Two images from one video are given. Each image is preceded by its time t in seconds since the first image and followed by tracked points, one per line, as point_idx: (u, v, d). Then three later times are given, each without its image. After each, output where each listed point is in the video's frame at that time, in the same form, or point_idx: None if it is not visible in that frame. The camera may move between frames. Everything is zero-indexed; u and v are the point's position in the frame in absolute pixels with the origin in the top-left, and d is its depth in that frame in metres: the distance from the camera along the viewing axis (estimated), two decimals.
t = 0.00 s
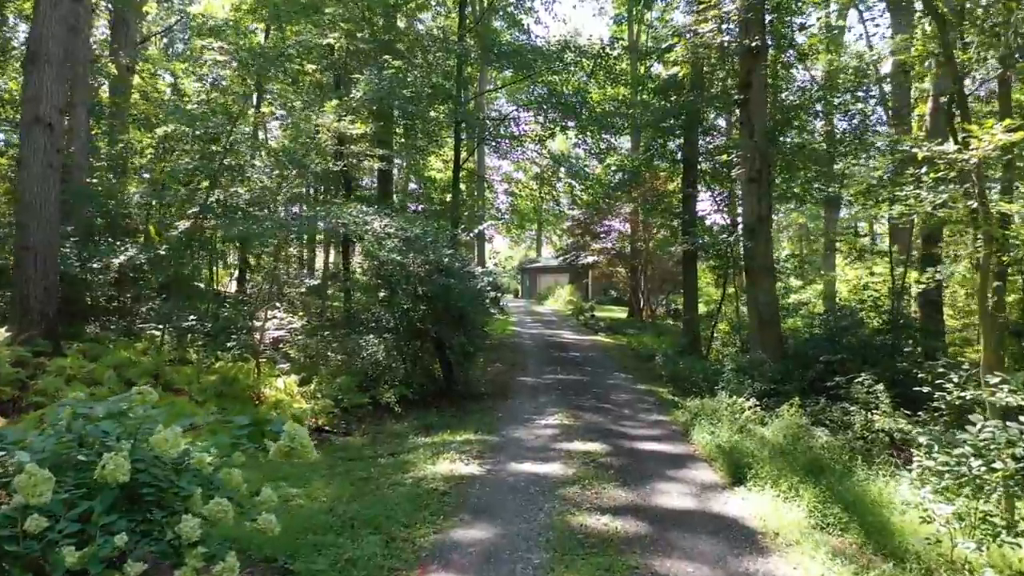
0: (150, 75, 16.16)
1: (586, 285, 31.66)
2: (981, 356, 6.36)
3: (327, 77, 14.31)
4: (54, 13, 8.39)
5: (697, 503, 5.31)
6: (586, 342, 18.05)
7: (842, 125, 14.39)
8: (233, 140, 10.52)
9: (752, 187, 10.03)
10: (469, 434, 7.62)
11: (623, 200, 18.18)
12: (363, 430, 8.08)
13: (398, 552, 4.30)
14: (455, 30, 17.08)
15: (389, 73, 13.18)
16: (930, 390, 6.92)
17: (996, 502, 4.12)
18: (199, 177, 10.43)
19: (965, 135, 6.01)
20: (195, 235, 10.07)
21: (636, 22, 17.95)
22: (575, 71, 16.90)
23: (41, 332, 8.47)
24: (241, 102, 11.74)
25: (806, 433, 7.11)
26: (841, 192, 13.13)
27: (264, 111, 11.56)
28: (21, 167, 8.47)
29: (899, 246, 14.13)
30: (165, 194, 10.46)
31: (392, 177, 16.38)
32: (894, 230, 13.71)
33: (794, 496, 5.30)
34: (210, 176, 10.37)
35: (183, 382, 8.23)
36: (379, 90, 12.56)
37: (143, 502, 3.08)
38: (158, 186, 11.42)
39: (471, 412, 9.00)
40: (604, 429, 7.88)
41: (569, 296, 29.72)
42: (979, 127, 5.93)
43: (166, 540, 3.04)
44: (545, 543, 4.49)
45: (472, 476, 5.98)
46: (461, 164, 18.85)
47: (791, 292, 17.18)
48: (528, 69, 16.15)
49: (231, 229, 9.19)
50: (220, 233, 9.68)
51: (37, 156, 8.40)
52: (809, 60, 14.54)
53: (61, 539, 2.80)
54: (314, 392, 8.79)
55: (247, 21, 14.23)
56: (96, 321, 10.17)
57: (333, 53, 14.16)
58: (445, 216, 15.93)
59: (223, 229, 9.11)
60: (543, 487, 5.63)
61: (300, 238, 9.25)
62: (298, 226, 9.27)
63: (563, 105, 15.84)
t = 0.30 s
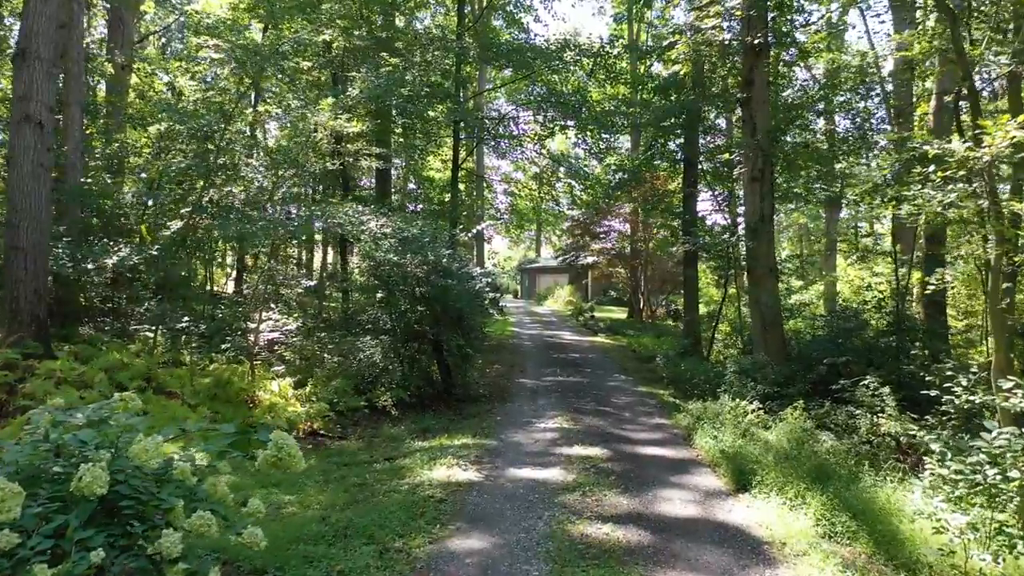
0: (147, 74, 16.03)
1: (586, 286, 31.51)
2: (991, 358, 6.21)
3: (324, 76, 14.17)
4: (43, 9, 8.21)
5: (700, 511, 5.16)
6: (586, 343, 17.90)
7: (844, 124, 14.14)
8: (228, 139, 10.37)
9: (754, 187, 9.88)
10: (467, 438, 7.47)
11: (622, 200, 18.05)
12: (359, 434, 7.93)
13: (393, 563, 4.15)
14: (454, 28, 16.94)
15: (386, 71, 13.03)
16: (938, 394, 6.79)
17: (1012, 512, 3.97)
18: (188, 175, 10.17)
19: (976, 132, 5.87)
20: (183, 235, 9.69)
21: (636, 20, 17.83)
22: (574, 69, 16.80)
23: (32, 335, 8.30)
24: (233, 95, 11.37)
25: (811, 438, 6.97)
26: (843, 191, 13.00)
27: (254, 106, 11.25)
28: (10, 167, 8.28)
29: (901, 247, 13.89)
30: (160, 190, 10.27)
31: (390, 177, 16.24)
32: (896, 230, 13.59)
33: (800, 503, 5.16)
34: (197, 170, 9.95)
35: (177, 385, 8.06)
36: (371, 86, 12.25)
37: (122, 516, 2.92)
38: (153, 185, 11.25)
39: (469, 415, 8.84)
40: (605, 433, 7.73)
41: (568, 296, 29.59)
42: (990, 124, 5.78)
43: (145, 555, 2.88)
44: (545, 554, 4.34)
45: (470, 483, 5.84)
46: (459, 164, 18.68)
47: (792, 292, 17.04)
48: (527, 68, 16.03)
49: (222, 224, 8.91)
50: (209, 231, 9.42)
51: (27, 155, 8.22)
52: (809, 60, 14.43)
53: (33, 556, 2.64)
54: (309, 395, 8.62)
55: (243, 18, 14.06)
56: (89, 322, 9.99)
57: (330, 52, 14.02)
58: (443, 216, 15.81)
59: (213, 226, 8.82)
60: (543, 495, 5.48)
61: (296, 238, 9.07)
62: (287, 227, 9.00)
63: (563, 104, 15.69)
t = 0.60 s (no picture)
0: (145, 74, 15.89)
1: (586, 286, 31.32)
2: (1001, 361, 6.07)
3: (322, 74, 14.04)
4: (34, 5, 8.04)
5: (704, 519, 5.02)
6: (586, 344, 17.77)
7: (848, 125, 13.94)
8: (223, 137, 10.22)
9: (757, 187, 9.73)
10: (465, 442, 7.33)
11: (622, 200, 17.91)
12: (355, 438, 7.79)
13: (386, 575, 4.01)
14: (453, 27, 16.80)
15: (383, 68, 12.88)
16: (946, 397, 6.64)
17: None
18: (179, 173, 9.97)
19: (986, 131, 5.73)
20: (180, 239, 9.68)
21: (636, 19, 17.70)
22: (574, 69, 16.67)
23: (22, 337, 8.14)
24: (228, 93, 11.21)
25: (816, 442, 6.84)
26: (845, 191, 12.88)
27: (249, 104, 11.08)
28: None
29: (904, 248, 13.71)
30: (154, 189, 10.10)
31: (388, 175, 16.10)
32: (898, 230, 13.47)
33: (806, 511, 5.02)
34: (190, 169, 9.82)
35: (170, 388, 7.92)
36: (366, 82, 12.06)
37: (101, 530, 2.78)
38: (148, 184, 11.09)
39: (467, 419, 8.70)
40: (605, 436, 7.59)
41: (568, 296, 29.45)
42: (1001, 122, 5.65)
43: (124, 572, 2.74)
44: (544, 564, 4.20)
45: (467, 489, 5.70)
46: (458, 164, 18.56)
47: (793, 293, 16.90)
48: (526, 67, 15.90)
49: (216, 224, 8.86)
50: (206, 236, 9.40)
51: (18, 154, 8.05)
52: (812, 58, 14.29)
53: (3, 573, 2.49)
54: (305, 398, 8.48)
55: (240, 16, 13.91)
56: (83, 323, 9.85)
57: (328, 51, 13.88)
58: (442, 216, 15.68)
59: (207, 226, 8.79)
60: (542, 501, 5.35)
61: (291, 239, 8.94)
62: (282, 227, 8.88)
63: (562, 104, 15.59)
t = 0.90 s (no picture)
0: (140, 73, 15.75)
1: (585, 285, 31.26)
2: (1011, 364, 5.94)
3: (319, 73, 13.91)
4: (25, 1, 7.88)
5: (707, 527, 4.89)
6: (586, 345, 17.63)
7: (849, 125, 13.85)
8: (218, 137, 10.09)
9: (759, 187, 9.61)
10: (462, 446, 7.20)
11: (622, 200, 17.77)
12: (350, 441, 7.65)
13: None
14: (451, 26, 16.65)
15: (380, 67, 12.75)
16: (952, 401, 6.52)
17: None
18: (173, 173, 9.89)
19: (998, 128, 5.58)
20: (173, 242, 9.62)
21: (636, 18, 17.58)
22: (574, 68, 16.56)
23: (12, 339, 7.99)
24: (222, 91, 11.07)
25: (820, 447, 6.71)
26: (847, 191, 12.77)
27: (243, 103, 10.93)
28: None
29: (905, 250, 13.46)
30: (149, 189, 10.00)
31: (386, 175, 15.97)
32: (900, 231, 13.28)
33: (812, 519, 4.90)
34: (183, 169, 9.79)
35: (162, 391, 7.78)
36: (361, 79, 11.89)
37: (77, 545, 2.63)
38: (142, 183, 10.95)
39: (464, 422, 8.57)
40: (605, 440, 7.45)
41: (567, 297, 29.34)
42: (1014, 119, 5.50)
43: None
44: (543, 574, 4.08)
45: (464, 495, 5.56)
46: (457, 164, 18.43)
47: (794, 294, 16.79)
48: (525, 66, 15.78)
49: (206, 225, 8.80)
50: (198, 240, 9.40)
51: (7, 153, 7.89)
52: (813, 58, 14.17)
53: None
54: (300, 401, 8.33)
55: (236, 15, 13.79)
56: (76, 324, 9.71)
57: (325, 49, 13.75)
58: (440, 216, 15.55)
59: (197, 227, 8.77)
60: (541, 508, 5.22)
61: (286, 240, 8.80)
62: (274, 227, 8.78)
63: (562, 104, 15.45)
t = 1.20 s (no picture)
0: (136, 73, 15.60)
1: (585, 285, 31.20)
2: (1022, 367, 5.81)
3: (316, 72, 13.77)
4: None
5: (711, 536, 4.75)
6: (585, 345, 17.47)
7: (850, 123, 13.55)
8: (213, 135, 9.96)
9: (761, 186, 9.46)
10: (459, 451, 7.06)
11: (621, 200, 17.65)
12: (345, 445, 7.51)
13: None
14: (449, 25, 16.52)
15: (378, 65, 12.62)
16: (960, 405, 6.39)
17: None
18: (168, 175, 9.70)
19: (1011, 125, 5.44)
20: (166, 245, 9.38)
21: (636, 17, 17.47)
22: (574, 66, 16.45)
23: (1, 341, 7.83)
24: (216, 87, 10.90)
25: (824, 452, 6.58)
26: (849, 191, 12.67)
27: (237, 101, 10.77)
28: None
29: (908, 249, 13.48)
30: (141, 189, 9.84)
31: (385, 175, 15.84)
32: (902, 229, 13.36)
33: (819, 527, 4.76)
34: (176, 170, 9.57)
35: (154, 394, 7.64)
36: (356, 75, 11.69)
37: (50, 561, 2.48)
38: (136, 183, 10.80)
39: (462, 425, 8.42)
40: (605, 444, 7.30)
41: (566, 298, 29.22)
42: None
43: None
44: None
45: (461, 502, 5.42)
46: (455, 164, 18.27)
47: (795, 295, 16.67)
48: (524, 65, 15.67)
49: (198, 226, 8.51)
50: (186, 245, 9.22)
51: None
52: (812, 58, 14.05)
53: None
54: (294, 404, 8.18)
55: (232, 13, 13.65)
56: (71, 326, 9.64)
57: (322, 47, 13.61)
58: (439, 216, 15.41)
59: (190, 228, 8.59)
60: (539, 516, 5.08)
61: (281, 240, 8.65)
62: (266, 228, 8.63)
63: (561, 103, 15.34)
